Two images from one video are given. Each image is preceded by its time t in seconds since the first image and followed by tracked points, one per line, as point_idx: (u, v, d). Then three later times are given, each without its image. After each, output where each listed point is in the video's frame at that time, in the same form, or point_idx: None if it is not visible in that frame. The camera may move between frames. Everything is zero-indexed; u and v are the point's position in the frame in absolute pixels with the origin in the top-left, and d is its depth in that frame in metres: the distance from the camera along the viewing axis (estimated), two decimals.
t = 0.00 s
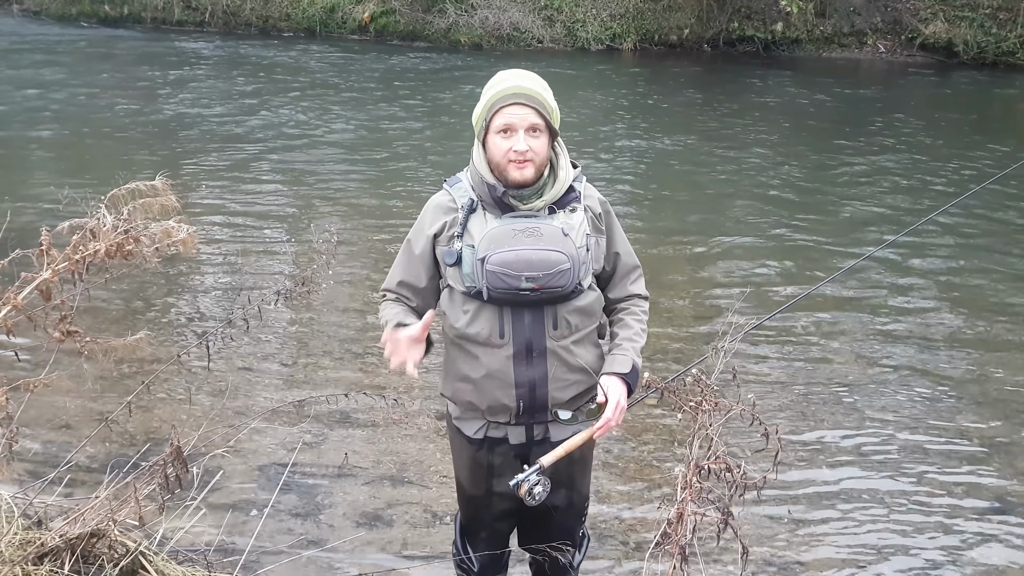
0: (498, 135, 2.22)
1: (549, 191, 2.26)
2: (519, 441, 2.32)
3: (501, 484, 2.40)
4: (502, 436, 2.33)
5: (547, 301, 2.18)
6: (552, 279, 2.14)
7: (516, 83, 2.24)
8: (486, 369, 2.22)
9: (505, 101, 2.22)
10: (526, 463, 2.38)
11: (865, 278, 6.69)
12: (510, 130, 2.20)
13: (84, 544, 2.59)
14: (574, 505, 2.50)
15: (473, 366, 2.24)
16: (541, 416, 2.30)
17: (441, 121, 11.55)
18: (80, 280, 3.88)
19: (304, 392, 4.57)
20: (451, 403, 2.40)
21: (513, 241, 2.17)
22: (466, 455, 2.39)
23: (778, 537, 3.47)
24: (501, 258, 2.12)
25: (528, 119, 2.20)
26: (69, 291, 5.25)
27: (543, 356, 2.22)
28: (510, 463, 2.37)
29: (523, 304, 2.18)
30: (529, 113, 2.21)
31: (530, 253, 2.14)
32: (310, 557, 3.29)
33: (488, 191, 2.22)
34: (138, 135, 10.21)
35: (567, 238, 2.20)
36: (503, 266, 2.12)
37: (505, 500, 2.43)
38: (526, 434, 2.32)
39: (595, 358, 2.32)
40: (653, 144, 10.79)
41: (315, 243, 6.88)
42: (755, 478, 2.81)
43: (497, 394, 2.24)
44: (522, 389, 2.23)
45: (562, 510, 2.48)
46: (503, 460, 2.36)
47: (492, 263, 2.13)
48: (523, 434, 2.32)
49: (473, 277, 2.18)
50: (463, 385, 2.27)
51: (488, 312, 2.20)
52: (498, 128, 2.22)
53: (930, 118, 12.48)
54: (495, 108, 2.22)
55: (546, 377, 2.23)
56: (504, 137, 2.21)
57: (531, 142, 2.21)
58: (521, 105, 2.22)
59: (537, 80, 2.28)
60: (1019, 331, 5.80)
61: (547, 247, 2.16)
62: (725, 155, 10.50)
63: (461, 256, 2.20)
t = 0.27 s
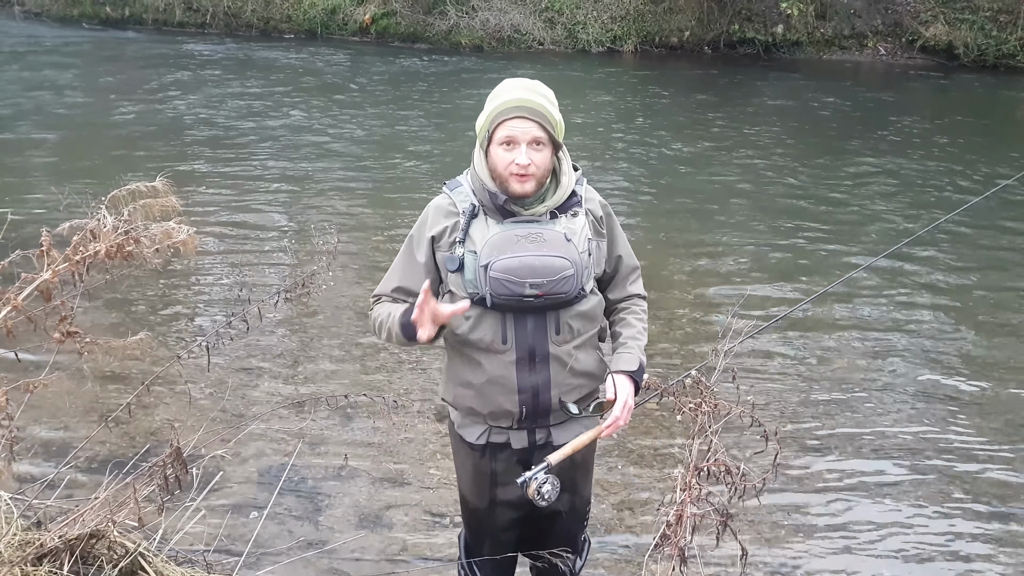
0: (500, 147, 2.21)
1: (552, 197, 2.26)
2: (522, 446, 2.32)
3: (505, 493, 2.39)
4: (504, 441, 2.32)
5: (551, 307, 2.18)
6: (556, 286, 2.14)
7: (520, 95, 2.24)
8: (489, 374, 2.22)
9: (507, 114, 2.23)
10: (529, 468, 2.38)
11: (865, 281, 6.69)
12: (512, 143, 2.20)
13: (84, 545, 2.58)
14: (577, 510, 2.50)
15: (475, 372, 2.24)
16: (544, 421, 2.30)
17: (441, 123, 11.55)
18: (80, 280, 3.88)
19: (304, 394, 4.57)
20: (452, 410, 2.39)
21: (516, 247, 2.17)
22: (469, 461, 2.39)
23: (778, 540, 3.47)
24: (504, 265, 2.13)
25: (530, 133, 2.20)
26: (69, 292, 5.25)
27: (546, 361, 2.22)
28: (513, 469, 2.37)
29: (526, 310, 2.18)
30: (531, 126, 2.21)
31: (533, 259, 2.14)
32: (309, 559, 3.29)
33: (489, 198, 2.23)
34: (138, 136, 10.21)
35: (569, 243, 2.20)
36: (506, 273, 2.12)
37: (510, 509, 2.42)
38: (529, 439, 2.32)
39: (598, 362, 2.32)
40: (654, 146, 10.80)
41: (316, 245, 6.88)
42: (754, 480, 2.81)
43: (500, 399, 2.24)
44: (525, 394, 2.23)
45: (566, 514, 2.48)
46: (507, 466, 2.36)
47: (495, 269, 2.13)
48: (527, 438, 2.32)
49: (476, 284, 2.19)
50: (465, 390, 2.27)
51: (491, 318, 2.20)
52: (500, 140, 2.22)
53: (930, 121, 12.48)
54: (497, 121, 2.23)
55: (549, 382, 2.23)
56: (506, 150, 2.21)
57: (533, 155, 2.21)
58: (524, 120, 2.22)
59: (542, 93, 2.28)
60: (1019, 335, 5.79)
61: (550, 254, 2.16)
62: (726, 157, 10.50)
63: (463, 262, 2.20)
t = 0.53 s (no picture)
0: (501, 145, 2.23)
1: (553, 199, 2.28)
2: (525, 448, 2.32)
3: (507, 495, 2.39)
4: (507, 443, 2.32)
5: (558, 308, 2.20)
6: (566, 287, 2.16)
7: (523, 94, 2.24)
8: (494, 378, 2.20)
9: (509, 112, 2.23)
10: (530, 469, 2.38)
11: (865, 282, 6.70)
12: (512, 142, 2.22)
13: (85, 549, 2.59)
14: (577, 509, 2.51)
15: (479, 376, 2.22)
16: (547, 422, 2.31)
17: (441, 126, 11.56)
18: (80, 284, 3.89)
19: (305, 398, 4.57)
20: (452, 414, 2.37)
21: (524, 250, 2.18)
22: (470, 466, 2.37)
23: (779, 541, 3.47)
24: (514, 268, 2.13)
25: (531, 132, 2.21)
26: (69, 296, 5.25)
27: (551, 362, 2.22)
28: (515, 471, 2.36)
29: (533, 313, 2.19)
30: (532, 126, 2.22)
31: (543, 261, 2.15)
32: (311, 562, 3.29)
33: (492, 202, 2.22)
34: (139, 140, 10.22)
35: (574, 245, 2.23)
36: (516, 276, 2.12)
37: (512, 511, 2.41)
38: (532, 440, 2.33)
39: (598, 361, 2.34)
40: (654, 148, 10.81)
41: (317, 247, 6.89)
42: (754, 480, 2.81)
43: (504, 403, 2.23)
44: (530, 397, 2.22)
45: (567, 514, 2.49)
46: (509, 469, 2.36)
47: (505, 273, 2.12)
48: (529, 440, 2.32)
49: (482, 289, 2.17)
50: (468, 395, 2.25)
51: (496, 322, 2.20)
52: (501, 139, 2.23)
53: (930, 122, 12.50)
54: (499, 118, 2.24)
55: (554, 384, 2.24)
56: (506, 148, 2.22)
57: (533, 155, 2.22)
58: (525, 118, 2.22)
59: (544, 91, 2.28)
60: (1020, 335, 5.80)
61: (559, 256, 2.18)
62: (726, 158, 10.50)
63: (469, 267, 2.18)
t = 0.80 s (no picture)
0: (498, 144, 2.22)
1: (548, 198, 2.27)
2: (515, 444, 2.33)
3: (498, 490, 2.40)
4: (497, 439, 2.33)
5: (546, 307, 2.19)
6: (552, 287, 2.15)
7: (519, 92, 2.24)
8: (482, 373, 2.22)
9: (505, 111, 2.22)
10: (521, 466, 2.38)
11: (866, 280, 6.70)
12: (510, 140, 2.21)
13: (87, 550, 2.59)
14: (570, 507, 2.50)
15: (469, 371, 2.24)
16: (536, 420, 2.30)
17: (441, 127, 11.57)
18: (81, 286, 3.89)
19: (306, 399, 4.58)
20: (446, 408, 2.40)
21: (513, 248, 2.18)
22: (462, 460, 2.39)
23: (779, 541, 3.46)
24: (500, 266, 2.13)
25: (528, 130, 2.21)
26: (71, 298, 5.26)
27: (539, 361, 2.22)
28: (506, 468, 2.37)
29: (521, 310, 2.19)
30: (530, 123, 2.22)
31: (529, 260, 2.15)
32: (312, 563, 3.30)
33: (486, 199, 2.24)
34: (140, 143, 10.23)
35: (565, 245, 2.21)
36: (503, 273, 2.12)
37: (503, 506, 2.42)
38: (521, 436, 2.32)
39: (590, 361, 2.33)
40: (655, 148, 10.81)
41: (318, 248, 6.90)
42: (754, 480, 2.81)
43: (492, 399, 2.24)
44: (518, 394, 2.23)
45: (560, 513, 2.49)
46: (500, 465, 2.36)
47: (492, 270, 2.13)
48: (519, 436, 2.32)
49: (471, 284, 2.19)
50: (458, 389, 2.27)
51: (485, 318, 2.21)
52: (498, 138, 2.22)
53: (931, 121, 12.50)
54: (495, 119, 2.23)
55: (542, 383, 2.23)
56: (504, 147, 2.22)
57: (531, 152, 2.22)
58: (522, 116, 2.22)
59: (538, 89, 2.29)
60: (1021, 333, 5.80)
61: (547, 254, 2.17)
62: (726, 158, 10.50)
63: (459, 262, 2.20)
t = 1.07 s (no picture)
0: (498, 141, 2.23)
1: (545, 198, 2.26)
2: (506, 442, 2.32)
3: (491, 487, 2.40)
4: (489, 437, 2.32)
5: (536, 307, 2.18)
6: (540, 285, 2.13)
7: (518, 89, 2.25)
8: (474, 369, 2.23)
9: (505, 108, 2.24)
10: (513, 464, 2.38)
11: (865, 282, 6.70)
12: (509, 137, 2.22)
13: (85, 553, 2.59)
14: (564, 509, 2.49)
15: (462, 366, 2.25)
16: (528, 419, 2.30)
17: (441, 129, 11.57)
18: (80, 288, 3.89)
19: (305, 400, 4.58)
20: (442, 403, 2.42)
21: (505, 245, 2.18)
22: (455, 456, 2.40)
23: (778, 543, 3.46)
24: (490, 262, 2.14)
25: (527, 126, 2.22)
26: (70, 300, 5.26)
27: (530, 359, 2.22)
28: (497, 465, 2.37)
29: (512, 308, 2.19)
30: (528, 121, 2.23)
31: (519, 258, 2.14)
32: (311, 566, 3.29)
33: (483, 196, 2.26)
34: (140, 144, 10.23)
35: (558, 245, 2.19)
36: (492, 270, 2.13)
37: (494, 502, 2.43)
38: (513, 435, 2.32)
39: (585, 364, 2.31)
40: (654, 150, 10.81)
41: (318, 250, 6.90)
42: (752, 483, 2.81)
43: (483, 395, 2.25)
44: (508, 392, 2.23)
45: (553, 514, 2.48)
46: (491, 462, 2.37)
47: (482, 266, 2.14)
48: (511, 435, 2.32)
49: (463, 280, 2.20)
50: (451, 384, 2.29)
51: (478, 314, 2.22)
52: (498, 135, 2.23)
53: (931, 123, 12.51)
54: (494, 115, 2.24)
55: (533, 382, 2.23)
56: (503, 144, 2.22)
57: (529, 149, 2.22)
58: (521, 113, 2.23)
59: (539, 88, 2.29)
60: (1020, 335, 5.80)
61: (538, 253, 2.16)
62: (726, 160, 10.51)
63: (453, 257, 2.22)
